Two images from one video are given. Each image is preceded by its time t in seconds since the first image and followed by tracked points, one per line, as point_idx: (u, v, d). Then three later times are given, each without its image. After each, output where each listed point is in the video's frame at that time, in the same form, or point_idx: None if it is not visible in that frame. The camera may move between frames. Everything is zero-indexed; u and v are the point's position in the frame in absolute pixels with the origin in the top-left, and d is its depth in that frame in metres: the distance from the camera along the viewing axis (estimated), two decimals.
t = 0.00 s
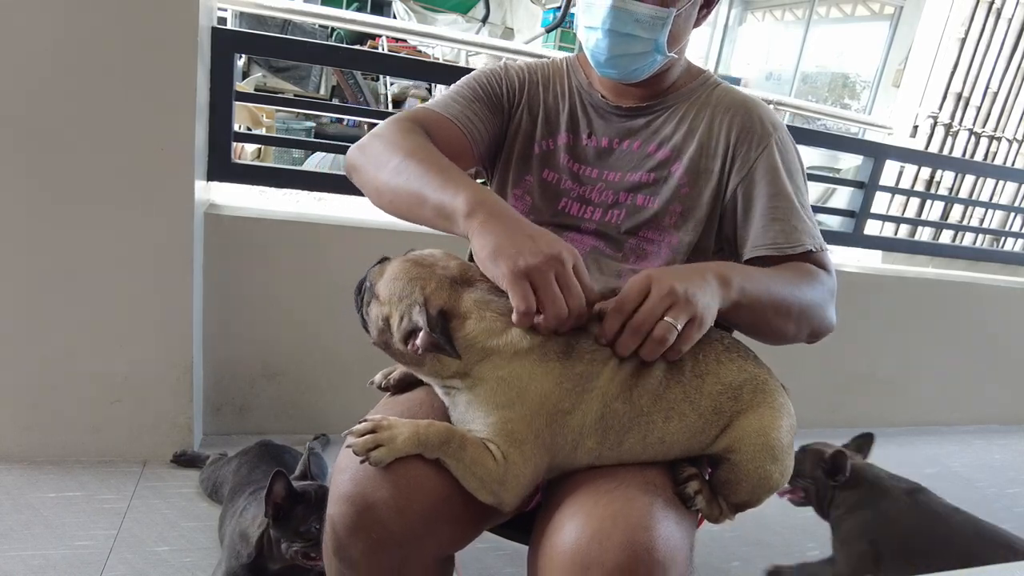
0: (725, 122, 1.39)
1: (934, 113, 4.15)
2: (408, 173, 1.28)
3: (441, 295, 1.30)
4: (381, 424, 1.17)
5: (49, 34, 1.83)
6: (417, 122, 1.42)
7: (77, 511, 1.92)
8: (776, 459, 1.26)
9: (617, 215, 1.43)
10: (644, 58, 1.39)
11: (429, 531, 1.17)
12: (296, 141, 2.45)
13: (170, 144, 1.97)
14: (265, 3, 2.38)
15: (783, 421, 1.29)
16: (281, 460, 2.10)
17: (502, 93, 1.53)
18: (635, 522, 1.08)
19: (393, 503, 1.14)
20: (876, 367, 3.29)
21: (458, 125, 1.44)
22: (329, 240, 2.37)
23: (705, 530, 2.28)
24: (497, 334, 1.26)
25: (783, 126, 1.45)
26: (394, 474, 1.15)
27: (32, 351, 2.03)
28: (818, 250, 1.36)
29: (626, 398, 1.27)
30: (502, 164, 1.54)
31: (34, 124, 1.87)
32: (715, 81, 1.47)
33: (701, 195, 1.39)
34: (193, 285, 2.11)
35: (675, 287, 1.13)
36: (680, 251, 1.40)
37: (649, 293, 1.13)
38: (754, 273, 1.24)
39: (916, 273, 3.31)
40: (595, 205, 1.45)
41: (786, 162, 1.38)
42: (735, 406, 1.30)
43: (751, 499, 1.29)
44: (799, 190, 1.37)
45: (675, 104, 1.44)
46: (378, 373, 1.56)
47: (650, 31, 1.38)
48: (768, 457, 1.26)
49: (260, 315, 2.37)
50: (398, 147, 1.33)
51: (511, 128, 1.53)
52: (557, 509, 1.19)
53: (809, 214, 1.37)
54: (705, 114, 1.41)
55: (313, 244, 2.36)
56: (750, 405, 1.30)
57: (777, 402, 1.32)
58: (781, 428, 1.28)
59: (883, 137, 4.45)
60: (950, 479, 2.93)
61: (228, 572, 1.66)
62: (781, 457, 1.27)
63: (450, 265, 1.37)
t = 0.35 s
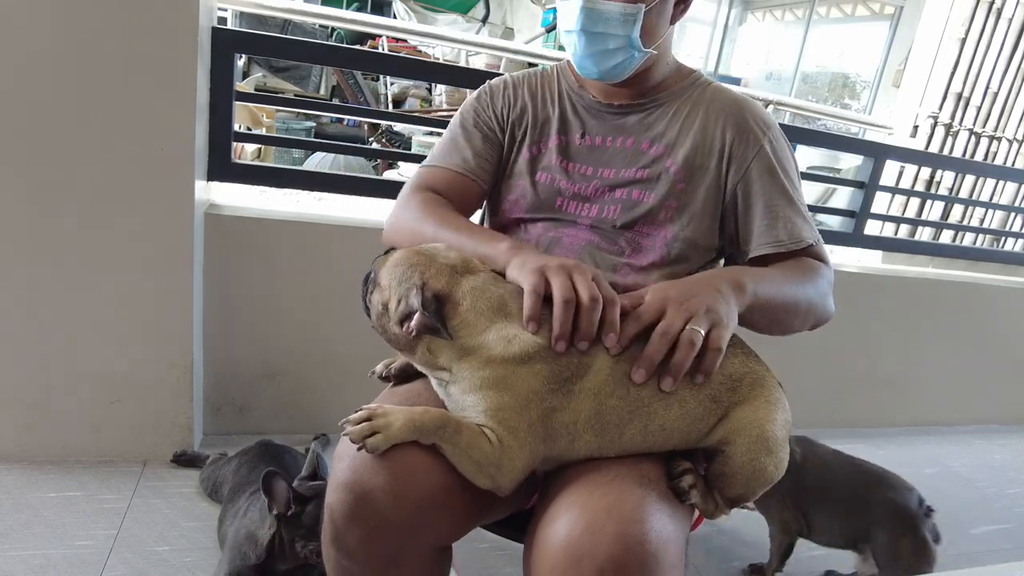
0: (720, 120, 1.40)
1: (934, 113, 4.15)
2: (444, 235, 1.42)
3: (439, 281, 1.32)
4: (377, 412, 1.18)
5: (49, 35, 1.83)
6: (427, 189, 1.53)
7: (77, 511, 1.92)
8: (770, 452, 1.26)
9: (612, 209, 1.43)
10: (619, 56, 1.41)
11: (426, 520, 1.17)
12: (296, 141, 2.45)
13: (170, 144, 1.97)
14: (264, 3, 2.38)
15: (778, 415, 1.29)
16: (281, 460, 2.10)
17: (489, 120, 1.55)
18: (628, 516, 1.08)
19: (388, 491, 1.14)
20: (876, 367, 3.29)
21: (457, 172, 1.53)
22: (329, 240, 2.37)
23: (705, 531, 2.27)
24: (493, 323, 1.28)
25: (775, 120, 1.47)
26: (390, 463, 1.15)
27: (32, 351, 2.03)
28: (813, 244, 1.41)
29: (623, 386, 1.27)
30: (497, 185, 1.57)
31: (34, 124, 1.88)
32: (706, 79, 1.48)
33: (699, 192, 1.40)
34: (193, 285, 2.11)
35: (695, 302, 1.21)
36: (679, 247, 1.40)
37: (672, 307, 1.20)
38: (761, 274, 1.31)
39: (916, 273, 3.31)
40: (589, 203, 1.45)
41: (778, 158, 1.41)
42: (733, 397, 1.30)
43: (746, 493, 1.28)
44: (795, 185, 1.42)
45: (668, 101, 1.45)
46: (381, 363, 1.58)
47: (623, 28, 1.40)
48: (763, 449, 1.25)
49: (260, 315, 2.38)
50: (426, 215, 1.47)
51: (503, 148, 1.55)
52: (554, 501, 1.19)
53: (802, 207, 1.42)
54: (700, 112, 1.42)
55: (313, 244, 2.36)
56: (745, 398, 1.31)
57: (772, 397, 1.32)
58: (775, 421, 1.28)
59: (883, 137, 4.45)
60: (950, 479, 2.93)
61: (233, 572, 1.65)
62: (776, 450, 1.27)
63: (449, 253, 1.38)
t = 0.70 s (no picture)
0: (699, 104, 1.41)
1: (934, 113, 4.14)
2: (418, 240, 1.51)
3: (432, 270, 1.35)
4: (375, 406, 1.19)
5: (49, 34, 1.83)
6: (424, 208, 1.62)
7: (77, 511, 1.92)
8: (769, 455, 1.25)
9: (601, 200, 1.44)
10: (583, 53, 1.45)
11: (423, 514, 1.17)
12: (296, 141, 2.45)
13: (170, 143, 1.97)
14: (265, 3, 2.38)
15: (778, 418, 1.29)
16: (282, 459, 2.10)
17: (468, 141, 1.64)
18: (625, 518, 1.08)
19: (386, 484, 1.15)
20: (876, 367, 3.29)
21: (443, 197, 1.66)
22: (329, 240, 2.37)
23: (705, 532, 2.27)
24: (484, 314, 1.31)
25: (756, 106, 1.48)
26: (388, 456, 1.16)
27: (31, 351, 2.03)
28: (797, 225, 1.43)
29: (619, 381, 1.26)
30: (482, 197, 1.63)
31: (34, 124, 1.88)
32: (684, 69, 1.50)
33: (685, 175, 1.40)
34: (193, 285, 2.11)
35: (728, 320, 1.21)
36: (671, 235, 1.41)
37: (711, 332, 1.19)
38: (776, 273, 1.32)
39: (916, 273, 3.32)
40: (577, 197, 1.46)
41: (758, 139, 1.41)
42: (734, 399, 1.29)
43: (745, 495, 1.28)
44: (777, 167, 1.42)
45: (646, 91, 1.47)
46: (382, 358, 1.58)
47: (583, 24, 1.44)
48: (762, 453, 1.25)
49: (260, 315, 2.37)
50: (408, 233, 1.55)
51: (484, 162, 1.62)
52: (553, 502, 1.19)
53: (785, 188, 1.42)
54: (678, 100, 1.43)
55: (313, 244, 2.36)
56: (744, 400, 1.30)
57: (773, 399, 1.31)
58: (775, 425, 1.27)
59: (884, 137, 4.44)
60: (950, 479, 2.93)
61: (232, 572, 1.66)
62: (775, 454, 1.26)
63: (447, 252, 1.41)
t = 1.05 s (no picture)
0: (652, 92, 1.42)
1: (934, 113, 4.13)
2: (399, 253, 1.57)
3: (419, 279, 1.38)
4: (366, 403, 1.18)
5: (49, 35, 1.83)
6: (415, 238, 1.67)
7: (78, 511, 1.92)
8: (763, 460, 1.28)
9: (570, 197, 1.46)
10: (518, 57, 1.45)
11: (414, 512, 1.17)
12: (296, 141, 2.44)
13: (169, 143, 1.97)
14: (265, 3, 2.38)
15: (772, 423, 1.31)
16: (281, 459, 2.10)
17: (442, 166, 1.68)
18: (616, 524, 1.09)
19: (376, 481, 1.15)
20: (876, 367, 3.29)
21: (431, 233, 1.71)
22: (329, 240, 2.37)
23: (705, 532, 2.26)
24: (473, 317, 1.34)
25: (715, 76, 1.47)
26: (378, 453, 1.16)
27: (32, 351, 2.03)
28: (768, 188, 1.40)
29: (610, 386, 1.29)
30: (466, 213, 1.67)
31: (35, 124, 1.88)
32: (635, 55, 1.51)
33: (649, 161, 1.41)
34: (193, 285, 2.11)
35: (710, 324, 1.19)
36: (644, 225, 1.44)
37: (693, 340, 1.17)
38: (758, 266, 1.30)
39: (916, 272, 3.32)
40: (548, 197, 1.49)
41: (712, 110, 1.40)
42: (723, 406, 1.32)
43: (739, 500, 1.31)
44: (740, 135, 1.41)
45: (597, 80, 1.48)
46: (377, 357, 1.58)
47: (504, 31, 1.43)
48: (755, 458, 1.27)
49: (259, 315, 2.37)
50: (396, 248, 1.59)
51: (462, 182, 1.66)
52: (546, 507, 1.20)
53: (750, 153, 1.41)
54: (629, 87, 1.45)
55: (313, 244, 2.36)
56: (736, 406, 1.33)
57: (767, 405, 1.34)
58: (769, 430, 1.30)
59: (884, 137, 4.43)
60: (950, 479, 2.93)
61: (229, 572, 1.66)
62: (769, 460, 1.28)
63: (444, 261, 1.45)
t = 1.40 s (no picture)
0: (612, 89, 1.44)
1: (934, 113, 4.13)
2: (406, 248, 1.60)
3: (424, 270, 1.38)
4: (363, 402, 1.21)
5: (48, 35, 1.83)
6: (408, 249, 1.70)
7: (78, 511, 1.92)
8: (761, 466, 1.31)
9: (542, 202, 1.48)
10: (471, 73, 1.48)
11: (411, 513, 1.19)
12: (296, 141, 2.45)
13: (169, 143, 1.97)
14: (265, 3, 2.38)
15: (771, 429, 1.34)
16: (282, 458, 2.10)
17: (422, 181, 1.75)
18: (613, 528, 1.12)
19: (372, 482, 1.18)
20: (876, 367, 3.29)
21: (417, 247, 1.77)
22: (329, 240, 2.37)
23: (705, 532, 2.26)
24: (474, 309, 1.35)
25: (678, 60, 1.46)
26: (376, 453, 1.19)
27: (32, 350, 2.03)
28: (740, 163, 1.37)
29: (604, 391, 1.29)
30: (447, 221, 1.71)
31: (35, 124, 1.88)
32: (594, 50, 1.53)
33: (614, 159, 1.42)
34: (193, 285, 2.11)
35: (688, 325, 1.18)
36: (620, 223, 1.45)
37: (671, 347, 1.17)
38: (739, 258, 1.28)
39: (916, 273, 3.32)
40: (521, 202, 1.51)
41: (673, 97, 1.39)
42: (723, 413, 1.33)
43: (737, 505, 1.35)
44: (707, 115, 1.40)
45: (557, 80, 1.50)
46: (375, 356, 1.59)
47: (452, 50, 1.47)
48: (753, 465, 1.30)
49: (259, 315, 2.37)
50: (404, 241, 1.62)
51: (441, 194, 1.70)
52: (543, 510, 1.22)
53: (719, 132, 1.39)
54: (586, 85, 1.47)
55: (313, 244, 2.36)
56: (735, 413, 1.34)
57: (765, 410, 1.36)
58: (768, 436, 1.33)
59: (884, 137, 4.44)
60: (950, 479, 2.92)
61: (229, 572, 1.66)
62: (766, 465, 1.32)
63: (453, 252, 1.44)
